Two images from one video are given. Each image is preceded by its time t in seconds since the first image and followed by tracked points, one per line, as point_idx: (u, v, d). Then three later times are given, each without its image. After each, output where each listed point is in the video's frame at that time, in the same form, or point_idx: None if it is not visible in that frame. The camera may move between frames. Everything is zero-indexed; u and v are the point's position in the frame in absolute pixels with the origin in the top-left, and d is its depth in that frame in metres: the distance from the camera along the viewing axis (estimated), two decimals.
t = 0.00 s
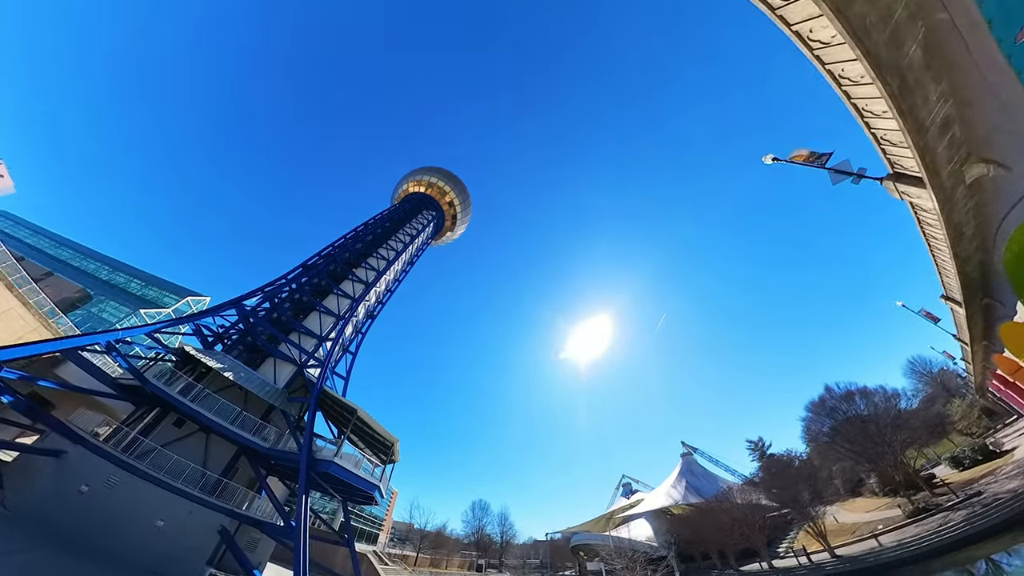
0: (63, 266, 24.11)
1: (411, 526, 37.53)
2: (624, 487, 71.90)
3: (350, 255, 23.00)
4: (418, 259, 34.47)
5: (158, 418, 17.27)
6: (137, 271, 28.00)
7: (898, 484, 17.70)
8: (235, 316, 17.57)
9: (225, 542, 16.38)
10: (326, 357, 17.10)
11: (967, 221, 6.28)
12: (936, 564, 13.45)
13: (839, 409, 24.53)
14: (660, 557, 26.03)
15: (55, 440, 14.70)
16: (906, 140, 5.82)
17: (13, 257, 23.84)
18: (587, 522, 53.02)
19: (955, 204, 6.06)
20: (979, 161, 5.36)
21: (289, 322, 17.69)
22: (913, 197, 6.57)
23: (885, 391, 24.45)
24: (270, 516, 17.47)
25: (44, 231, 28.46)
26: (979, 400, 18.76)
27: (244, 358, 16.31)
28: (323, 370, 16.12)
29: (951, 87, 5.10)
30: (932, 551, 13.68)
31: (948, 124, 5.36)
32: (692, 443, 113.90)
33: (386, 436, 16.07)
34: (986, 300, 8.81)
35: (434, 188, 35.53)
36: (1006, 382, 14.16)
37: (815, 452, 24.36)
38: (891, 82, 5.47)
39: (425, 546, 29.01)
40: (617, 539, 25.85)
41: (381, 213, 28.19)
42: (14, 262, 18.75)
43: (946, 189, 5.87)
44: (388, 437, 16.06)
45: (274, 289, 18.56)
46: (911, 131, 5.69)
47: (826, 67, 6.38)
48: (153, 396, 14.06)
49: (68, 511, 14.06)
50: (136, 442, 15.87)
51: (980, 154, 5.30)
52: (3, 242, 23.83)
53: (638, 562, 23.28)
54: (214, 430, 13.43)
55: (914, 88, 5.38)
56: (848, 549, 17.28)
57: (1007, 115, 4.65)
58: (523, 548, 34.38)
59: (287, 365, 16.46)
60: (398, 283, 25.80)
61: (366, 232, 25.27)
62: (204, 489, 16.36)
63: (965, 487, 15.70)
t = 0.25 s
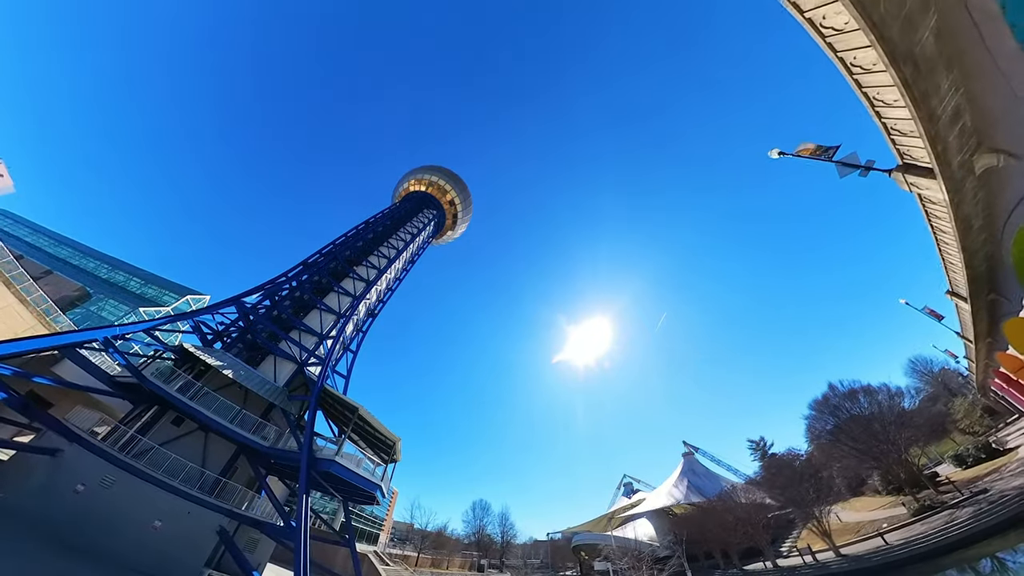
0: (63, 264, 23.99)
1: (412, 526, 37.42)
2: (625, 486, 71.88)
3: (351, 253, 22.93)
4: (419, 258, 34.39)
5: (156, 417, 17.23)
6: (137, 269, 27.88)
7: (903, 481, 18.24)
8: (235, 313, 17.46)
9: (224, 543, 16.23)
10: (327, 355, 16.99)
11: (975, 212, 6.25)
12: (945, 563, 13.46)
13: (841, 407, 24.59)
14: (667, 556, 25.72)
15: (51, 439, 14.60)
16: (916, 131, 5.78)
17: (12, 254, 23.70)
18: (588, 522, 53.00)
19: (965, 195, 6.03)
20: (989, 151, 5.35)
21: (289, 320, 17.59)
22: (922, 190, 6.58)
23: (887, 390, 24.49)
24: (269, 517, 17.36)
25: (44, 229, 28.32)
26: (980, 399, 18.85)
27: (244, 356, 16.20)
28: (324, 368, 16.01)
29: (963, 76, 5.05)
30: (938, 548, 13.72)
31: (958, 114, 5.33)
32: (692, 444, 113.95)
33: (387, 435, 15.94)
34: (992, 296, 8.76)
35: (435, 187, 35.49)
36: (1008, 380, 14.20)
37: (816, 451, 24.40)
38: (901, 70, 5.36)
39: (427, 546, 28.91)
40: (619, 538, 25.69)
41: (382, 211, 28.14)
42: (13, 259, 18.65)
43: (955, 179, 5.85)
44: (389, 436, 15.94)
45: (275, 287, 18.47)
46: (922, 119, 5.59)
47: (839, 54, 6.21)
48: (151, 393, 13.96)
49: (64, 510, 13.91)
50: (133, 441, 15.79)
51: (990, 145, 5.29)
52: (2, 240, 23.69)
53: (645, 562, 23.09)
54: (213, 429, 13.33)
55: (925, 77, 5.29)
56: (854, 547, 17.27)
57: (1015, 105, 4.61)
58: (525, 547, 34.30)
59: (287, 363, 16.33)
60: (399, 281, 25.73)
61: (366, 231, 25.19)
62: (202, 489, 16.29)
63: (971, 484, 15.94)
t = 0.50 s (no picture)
0: (62, 262, 23.86)
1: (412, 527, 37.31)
2: (625, 487, 71.79)
3: (352, 251, 22.88)
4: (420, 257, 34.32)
5: (154, 415, 17.11)
6: (136, 268, 27.76)
7: (907, 479, 18.44)
8: (235, 311, 17.36)
9: (222, 543, 16.09)
10: (327, 353, 16.88)
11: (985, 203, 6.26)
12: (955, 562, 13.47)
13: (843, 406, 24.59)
14: (674, 555, 25.14)
15: (47, 437, 14.46)
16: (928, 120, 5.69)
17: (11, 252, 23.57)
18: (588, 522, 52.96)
19: (975, 184, 6.02)
20: (999, 140, 5.44)
21: (290, 317, 17.50)
22: (932, 181, 6.58)
23: (890, 388, 24.53)
24: (270, 517, 17.32)
25: (43, 227, 28.17)
26: (982, 398, 18.94)
27: (244, 354, 16.08)
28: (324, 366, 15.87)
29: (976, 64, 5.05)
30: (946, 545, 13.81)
31: (969, 103, 5.33)
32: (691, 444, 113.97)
33: (389, 433, 15.83)
34: (998, 291, 8.75)
35: (436, 186, 35.46)
36: (1011, 378, 14.23)
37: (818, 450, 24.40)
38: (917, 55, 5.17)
39: (427, 546, 28.79)
40: (620, 538, 25.39)
41: (383, 210, 28.10)
42: (12, 257, 18.53)
43: (967, 169, 5.86)
44: (390, 435, 15.82)
45: (275, 284, 18.38)
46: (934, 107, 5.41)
47: (845, 43, 5.91)
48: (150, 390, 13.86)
49: (59, 510, 13.79)
50: (131, 440, 15.67)
51: (1001, 134, 5.38)
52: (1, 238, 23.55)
53: (652, 561, 22.70)
54: (213, 427, 13.24)
55: (936, 64, 5.21)
56: (859, 546, 17.28)
57: None
58: (526, 548, 34.20)
59: (287, 361, 16.21)
60: (400, 280, 25.66)
61: (367, 229, 25.11)
62: (201, 489, 16.18)
63: (977, 479, 16.44)
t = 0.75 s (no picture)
0: (62, 261, 23.77)
1: (413, 527, 37.23)
2: (626, 487, 71.75)
3: (353, 249, 22.84)
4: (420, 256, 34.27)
5: (153, 413, 17.02)
6: (136, 267, 27.63)
7: (912, 477, 18.49)
8: (235, 309, 17.29)
9: (221, 543, 15.99)
10: (329, 351, 16.82)
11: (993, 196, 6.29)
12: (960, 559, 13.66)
13: (845, 405, 24.57)
14: (680, 554, 24.82)
15: (44, 435, 14.40)
16: (938, 111, 5.70)
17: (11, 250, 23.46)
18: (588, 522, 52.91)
19: (983, 176, 6.05)
20: (1009, 132, 5.45)
21: (291, 315, 17.42)
22: (940, 174, 6.60)
23: (892, 387, 24.57)
24: (269, 517, 17.28)
25: (42, 225, 28.03)
26: (984, 397, 18.99)
27: (244, 352, 15.98)
28: (326, 365, 15.79)
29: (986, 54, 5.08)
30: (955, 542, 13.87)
31: (979, 94, 5.35)
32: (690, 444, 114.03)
33: (391, 433, 15.77)
34: (1003, 287, 8.77)
35: (437, 185, 35.44)
36: (1013, 376, 14.26)
37: (820, 450, 24.46)
38: (928, 45, 5.16)
39: (429, 547, 28.70)
40: (622, 537, 25.19)
41: (384, 208, 28.08)
42: (11, 255, 18.42)
43: (977, 162, 5.90)
44: (393, 434, 15.76)
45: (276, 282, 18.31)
46: (945, 98, 5.42)
47: (856, 33, 5.89)
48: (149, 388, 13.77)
49: (54, 509, 13.70)
50: (129, 439, 15.55)
51: (1010, 125, 5.41)
52: None
53: (659, 562, 22.40)
54: (212, 425, 13.17)
55: (947, 55, 5.22)
56: (865, 545, 17.43)
57: None
58: (528, 548, 34.17)
59: (288, 359, 16.14)
60: (401, 278, 25.64)
61: (369, 228, 25.07)
62: (199, 489, 16.08)
63: (981, 478, 16.53)
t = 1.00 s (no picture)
0: (63, 258, 23.60)
1: (413, 527, 37.11)
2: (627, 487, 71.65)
3: (354, 247, 22.78)
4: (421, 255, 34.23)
5: (151, 412, 16.92)
6: (135, 265, 27.50)
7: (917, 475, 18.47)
8: (235, 306, 17.19)
9: (219, 544, 15.94)
10: (330, 349, 16.73)
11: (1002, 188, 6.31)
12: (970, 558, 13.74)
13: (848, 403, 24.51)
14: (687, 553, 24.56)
15: (39, 434, 14.29)
16: (949, 100, 5.73)
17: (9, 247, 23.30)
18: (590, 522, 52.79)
19: (992, 167, 6.08)
20: (1019, 122, 5.52)
21: (292, 313, 17.32)
22: (949, 166, 6.63)
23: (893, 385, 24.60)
24: (269, 517, 17.35)
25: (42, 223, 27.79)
26: (985, 396, 19.03)
27: (244, 350, 15.85)
28: (327, 363, 15.69)
29: (997, 43, 5.13)
30: (967, 538, 13.95)
31: (991, 84, 5.38)
32: (690, 444, 114.01)
33: (394, 432, 15.69)
34: (1009, 283, 8.78)
35: (439, 184, 35.43)
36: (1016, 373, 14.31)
37: (822, 449, 24.54)
38: (941, 33, 5.16)
39: (429, 547, 28.58)
40: (625, 537, 25.02)
41: (385, 207, 28.04)
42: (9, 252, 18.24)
43: (987, 153, 5.93)
44: (395, 433, 15.68)
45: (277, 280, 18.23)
46: (957, 87, 5.43)
47: (868, 22, 5.88)
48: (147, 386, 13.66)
49: (49, 509, 13.61)
50: (127, 438, 15.41)
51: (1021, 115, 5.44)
52: None
53: (668, 561, 22.11)
54: (211, 424, 13.08)
55: (960, 44, 5.22)
56: (870, 543, 17.55)
57: None
58: (529, 548, 34.08)
59: (289, 357, 16.04)
60: (402, 277, 25.58)
61: (370, 225, 25.02)
62: (198, 488, 15.99)
63: (986, 476, 16.52)
